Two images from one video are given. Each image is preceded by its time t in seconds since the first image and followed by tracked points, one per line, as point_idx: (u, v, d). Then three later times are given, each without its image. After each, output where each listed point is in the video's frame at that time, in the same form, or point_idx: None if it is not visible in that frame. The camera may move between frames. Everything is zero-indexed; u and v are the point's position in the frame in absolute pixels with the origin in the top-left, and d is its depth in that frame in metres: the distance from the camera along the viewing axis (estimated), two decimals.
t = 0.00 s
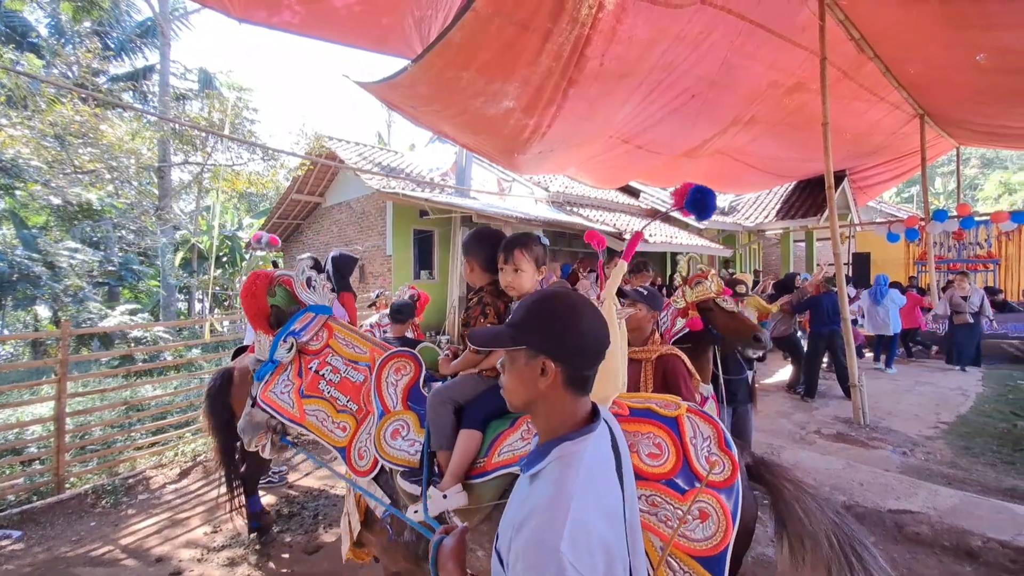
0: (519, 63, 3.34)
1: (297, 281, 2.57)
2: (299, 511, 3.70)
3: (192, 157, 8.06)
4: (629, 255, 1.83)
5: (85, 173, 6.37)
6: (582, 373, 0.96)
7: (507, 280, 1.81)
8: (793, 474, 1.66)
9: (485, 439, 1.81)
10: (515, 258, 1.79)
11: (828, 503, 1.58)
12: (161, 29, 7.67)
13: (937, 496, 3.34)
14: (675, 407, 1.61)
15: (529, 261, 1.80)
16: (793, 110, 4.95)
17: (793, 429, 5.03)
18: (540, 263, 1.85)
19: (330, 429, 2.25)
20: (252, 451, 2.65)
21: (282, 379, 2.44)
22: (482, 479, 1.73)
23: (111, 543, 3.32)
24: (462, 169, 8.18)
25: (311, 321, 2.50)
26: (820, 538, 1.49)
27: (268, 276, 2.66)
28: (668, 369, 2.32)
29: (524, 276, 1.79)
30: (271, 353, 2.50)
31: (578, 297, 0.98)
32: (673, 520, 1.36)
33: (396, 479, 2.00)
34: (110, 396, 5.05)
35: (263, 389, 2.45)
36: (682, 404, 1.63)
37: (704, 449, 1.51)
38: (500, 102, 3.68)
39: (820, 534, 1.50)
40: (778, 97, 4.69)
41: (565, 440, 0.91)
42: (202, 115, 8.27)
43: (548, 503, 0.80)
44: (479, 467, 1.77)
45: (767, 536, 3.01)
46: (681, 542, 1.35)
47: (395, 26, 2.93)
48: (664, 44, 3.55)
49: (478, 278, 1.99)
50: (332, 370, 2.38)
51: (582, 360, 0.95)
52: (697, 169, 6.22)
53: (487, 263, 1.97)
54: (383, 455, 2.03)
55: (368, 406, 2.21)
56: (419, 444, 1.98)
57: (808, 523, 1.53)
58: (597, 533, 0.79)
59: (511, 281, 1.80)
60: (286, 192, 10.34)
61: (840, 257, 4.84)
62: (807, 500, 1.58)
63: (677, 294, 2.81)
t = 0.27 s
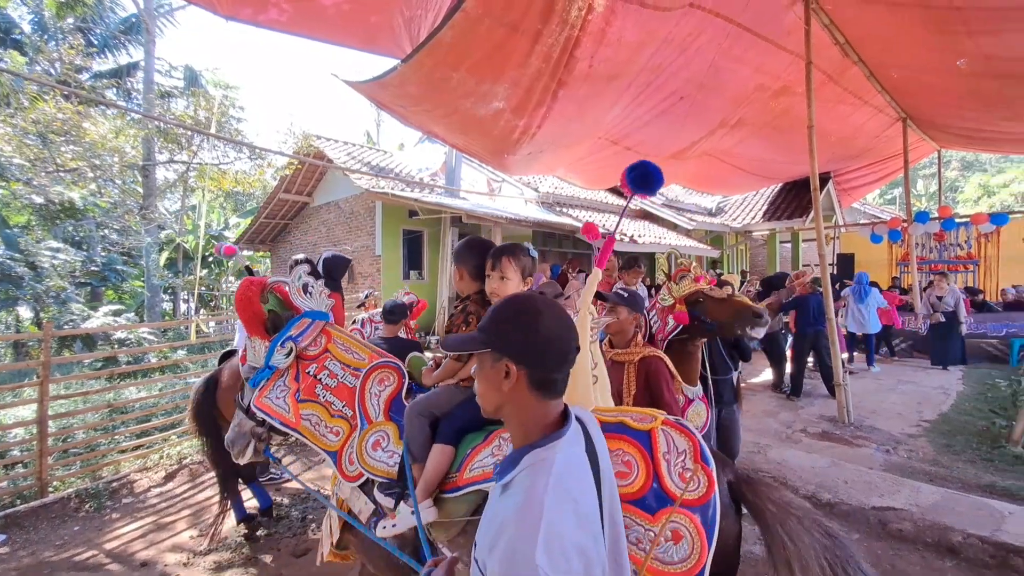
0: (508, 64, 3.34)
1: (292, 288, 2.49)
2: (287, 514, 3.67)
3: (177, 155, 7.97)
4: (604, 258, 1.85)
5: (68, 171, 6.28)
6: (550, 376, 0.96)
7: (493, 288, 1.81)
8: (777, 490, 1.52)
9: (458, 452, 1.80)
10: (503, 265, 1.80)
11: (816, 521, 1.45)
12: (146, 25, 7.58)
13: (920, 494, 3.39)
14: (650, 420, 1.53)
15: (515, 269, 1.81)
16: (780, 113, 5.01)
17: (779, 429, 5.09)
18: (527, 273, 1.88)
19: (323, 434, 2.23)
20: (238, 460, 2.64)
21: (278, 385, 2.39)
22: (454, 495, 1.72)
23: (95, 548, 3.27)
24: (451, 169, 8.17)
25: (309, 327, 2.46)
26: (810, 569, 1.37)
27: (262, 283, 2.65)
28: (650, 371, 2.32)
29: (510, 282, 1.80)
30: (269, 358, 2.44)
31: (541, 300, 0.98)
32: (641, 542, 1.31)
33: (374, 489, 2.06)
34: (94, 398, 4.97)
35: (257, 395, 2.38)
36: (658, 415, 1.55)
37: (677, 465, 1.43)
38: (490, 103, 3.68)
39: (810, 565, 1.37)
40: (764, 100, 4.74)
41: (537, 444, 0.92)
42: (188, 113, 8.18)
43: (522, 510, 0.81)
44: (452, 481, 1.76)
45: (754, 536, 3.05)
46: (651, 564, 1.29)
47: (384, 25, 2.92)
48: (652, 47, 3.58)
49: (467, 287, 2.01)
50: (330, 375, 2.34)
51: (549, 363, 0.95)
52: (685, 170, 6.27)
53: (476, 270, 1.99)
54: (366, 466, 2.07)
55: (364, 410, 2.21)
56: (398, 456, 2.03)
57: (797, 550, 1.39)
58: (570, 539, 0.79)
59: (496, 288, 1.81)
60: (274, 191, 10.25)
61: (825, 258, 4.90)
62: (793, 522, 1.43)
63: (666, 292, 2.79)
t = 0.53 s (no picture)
0: (497, 64, 3.35)
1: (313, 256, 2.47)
2: (273, 515, 3.65)
3: (160, 154, 7.84)
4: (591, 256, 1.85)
5: (48, 170, 6.15)
6: (526, 376, 0.98)
7: (474, 280, 1.84)
8: (754, 494, 1.55)
9: (438, 445, 1.78)
10: (480, 258, 1.82)
11: (792, 526, 1.48)
12: (129, 21, 7.46)
13: (900, 489, 3.47)
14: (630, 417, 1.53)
15: (493, 261, 1.82)
16: (764, 115, 5.09)
17: (764, 426, 5.17)
18: (507, 264, 1.88)
19: (296, 412, 2.21)
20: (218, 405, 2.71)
21: (268, 350, 2.37)
22: (433, 487, 1.71)
23: (77, 552, 3.22)
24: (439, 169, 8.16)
25: (315, 300, 2.39)
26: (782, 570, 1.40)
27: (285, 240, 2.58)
28: (635, 370, 2.33)
29: (490, 275, 1.82)
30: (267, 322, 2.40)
31: (517, 303, 1.02)
32: (619, 540, 1.31)
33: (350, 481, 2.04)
34: (75, 401, 4.88)
35: (245, 355, 2.37)
36: (637, 412, 1.55)
37: (656, 464, 1.44)
38: (479, 103, 3.69)
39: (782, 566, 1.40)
40: (749, 102, 4.81)
41: (516, 446, 0.93)
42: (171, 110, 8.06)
43: (498, 512, 0.83)
44: (430, 474, 1.75)
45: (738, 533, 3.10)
46: (627, 561, 1.30)
47: (372, 24, 2.91)
48: (639, 49, 3.62)
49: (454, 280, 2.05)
50: (320, 355, 2.30)
51: (525, 362, 0.97)
52: (672, 171, 6.33)
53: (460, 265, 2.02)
54: (338, 455, 2.07)
55: (342, 399, 2.18)
56: (376, 447, 2.04)
57: (770, 552, 1.42)
58: (544, 541, 0.80)
59: (477, 280, 1.83)
60: (259, 190, 10.15)
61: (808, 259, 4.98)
62: (768, 525, 1.46)
63: (678, 309, 2.79)
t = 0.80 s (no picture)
0: (487, 65, 3.36)
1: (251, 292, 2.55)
2: (262, 518, 3.62)
3: (146, 151, 7.73)
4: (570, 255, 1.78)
5: (32, 168, 6.04)
6: (499, 382, 0.98)
7: (449, 282, 1.84)
8: (737, 472, 1.62)
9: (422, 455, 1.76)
10: (459, 259, 1.83)
11: (771, 502, 1.55)
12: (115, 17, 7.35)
13: (884, 485, 3.54)
14: (616, 410, 1.59)
15: (472, 263, 1.84)
16: (752, 118, 5.15)
17: (751, 425, 5.24)
18: (486, 269, 1.89)
19: (276, 441, 2.18)
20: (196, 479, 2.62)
21: (228, 391, 2.33)
22: (419, 497, 1.70)
23: (63, 556, 3.18)
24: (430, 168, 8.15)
25: (264, 332, 2.44)
26: (764, 542, 1.47)
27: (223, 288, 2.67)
28: (625, 373, 2.35)
29: (464, 277, 1.82)
30: (220, 364, 2.37)
31: (490, 304, 1.00)
32: (616, 530, 1.40)
33: (332, 496, 2.03)
34: (58, 403, 4.81)
35: (207, 402, 2.32)
36: (622, 405, 1.61)
37: (644, 453, 1.50)
38: (469, 103, 3.70)
39: (763, 539, 1.47)
40: (737, 105, 4.86)
41: (487, 456, 0.93)
42: (157, 107, 7.95)
43: (471, 527, 0.84)
44: (416, 483, 1.73)
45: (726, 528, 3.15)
46: (625, 549, 1.38)
47: (363, 23, 2.90)
48: (629, 51, 3.65)
49: (432, 284, 2.05)
50: (282, 379, 2.31)
51: (498, 370, 0.97)
52: (661, 173, 6.38)
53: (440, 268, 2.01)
54: (322, 473, 2.04)
55: (323, 416, 2.18)
56: (357, 461, 2.04)
57: (752, 526, 1.49)
58: (517, 556, 0.81)
59: (451, 283, 1.84)
60: (247, 189, 10.04)
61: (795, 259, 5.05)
62: (750, 501, 1.54)
63: (673, 319, 2.88)
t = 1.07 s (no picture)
0: (481, 66, 3.36)
1: (228, 284, 2.52)
2: (255, 519, 3.61)
3: (136, 151, 7.67)
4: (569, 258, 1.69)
5: (20, 167, 5.98)
6: (465, 386, 0.99)
7: (431, 285, 1.84)
8: (728, 483, 1.64)
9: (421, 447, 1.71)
10: (438, 261, 1.82)
11: (761, 512, 1.56)
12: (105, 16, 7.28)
13: (873, 484, 3.58)
14: (610, 413, 1.62)
15: (452, 264, 1.82)
16: (743, 119, 5.19)
17: (743, 424, 5.27)
18: (466, 267, 1.88)
19: (265, 439, 2.23)
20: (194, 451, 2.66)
21: (214, 389, 2.36)
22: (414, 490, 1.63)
23: (52, 559, 3.15)
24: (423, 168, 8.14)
25: (244, 329, 2.42)
26: (750, 551, 1.48)
27: (199, 279, 2.56)
28: (614, 373, 2.37)
29: (447, 278, 1.82)
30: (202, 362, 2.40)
31: (463, 306, 1.01)
32: (600, 530, 1.42)
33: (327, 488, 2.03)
34: (47, 405, 4.75)
35: (194, 400, 2.36)
36: (617, 408, 1.64)
37: (634, 458, 1.53)
38: (463, 104, 3.70)
39: (750, 547, 1.49)
40: (729, 106, 4.90)
41: (444, 458, 0.94)
42: (148, 106, 7.89)
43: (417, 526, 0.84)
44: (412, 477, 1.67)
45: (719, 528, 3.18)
46: (607, 551, 1.40)
47: (356, 23, 2.89)
48: (622, 53, 3.66)
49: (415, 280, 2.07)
50: (265, 379, 2.33)
51: (464, 373, 0.98)
52: (654, 173, 6.40)
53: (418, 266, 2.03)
54: (317, 463, 2.04)
55: (315, 407, 2.15)
56: (352, 451, 2.01)
57: (740, 536, 1.50)
58: (459, 559, 0.81)
59: (435, 283, 1.83)
60: (239, 189, 9.98)
61: (786, 260, 5.09)
62: (738, 510, 1.54)
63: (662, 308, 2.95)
